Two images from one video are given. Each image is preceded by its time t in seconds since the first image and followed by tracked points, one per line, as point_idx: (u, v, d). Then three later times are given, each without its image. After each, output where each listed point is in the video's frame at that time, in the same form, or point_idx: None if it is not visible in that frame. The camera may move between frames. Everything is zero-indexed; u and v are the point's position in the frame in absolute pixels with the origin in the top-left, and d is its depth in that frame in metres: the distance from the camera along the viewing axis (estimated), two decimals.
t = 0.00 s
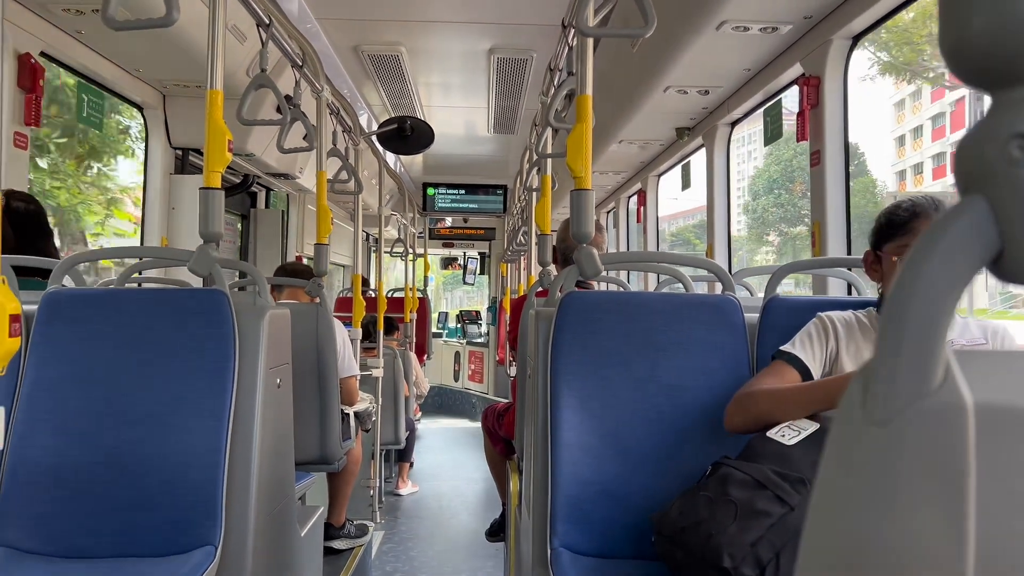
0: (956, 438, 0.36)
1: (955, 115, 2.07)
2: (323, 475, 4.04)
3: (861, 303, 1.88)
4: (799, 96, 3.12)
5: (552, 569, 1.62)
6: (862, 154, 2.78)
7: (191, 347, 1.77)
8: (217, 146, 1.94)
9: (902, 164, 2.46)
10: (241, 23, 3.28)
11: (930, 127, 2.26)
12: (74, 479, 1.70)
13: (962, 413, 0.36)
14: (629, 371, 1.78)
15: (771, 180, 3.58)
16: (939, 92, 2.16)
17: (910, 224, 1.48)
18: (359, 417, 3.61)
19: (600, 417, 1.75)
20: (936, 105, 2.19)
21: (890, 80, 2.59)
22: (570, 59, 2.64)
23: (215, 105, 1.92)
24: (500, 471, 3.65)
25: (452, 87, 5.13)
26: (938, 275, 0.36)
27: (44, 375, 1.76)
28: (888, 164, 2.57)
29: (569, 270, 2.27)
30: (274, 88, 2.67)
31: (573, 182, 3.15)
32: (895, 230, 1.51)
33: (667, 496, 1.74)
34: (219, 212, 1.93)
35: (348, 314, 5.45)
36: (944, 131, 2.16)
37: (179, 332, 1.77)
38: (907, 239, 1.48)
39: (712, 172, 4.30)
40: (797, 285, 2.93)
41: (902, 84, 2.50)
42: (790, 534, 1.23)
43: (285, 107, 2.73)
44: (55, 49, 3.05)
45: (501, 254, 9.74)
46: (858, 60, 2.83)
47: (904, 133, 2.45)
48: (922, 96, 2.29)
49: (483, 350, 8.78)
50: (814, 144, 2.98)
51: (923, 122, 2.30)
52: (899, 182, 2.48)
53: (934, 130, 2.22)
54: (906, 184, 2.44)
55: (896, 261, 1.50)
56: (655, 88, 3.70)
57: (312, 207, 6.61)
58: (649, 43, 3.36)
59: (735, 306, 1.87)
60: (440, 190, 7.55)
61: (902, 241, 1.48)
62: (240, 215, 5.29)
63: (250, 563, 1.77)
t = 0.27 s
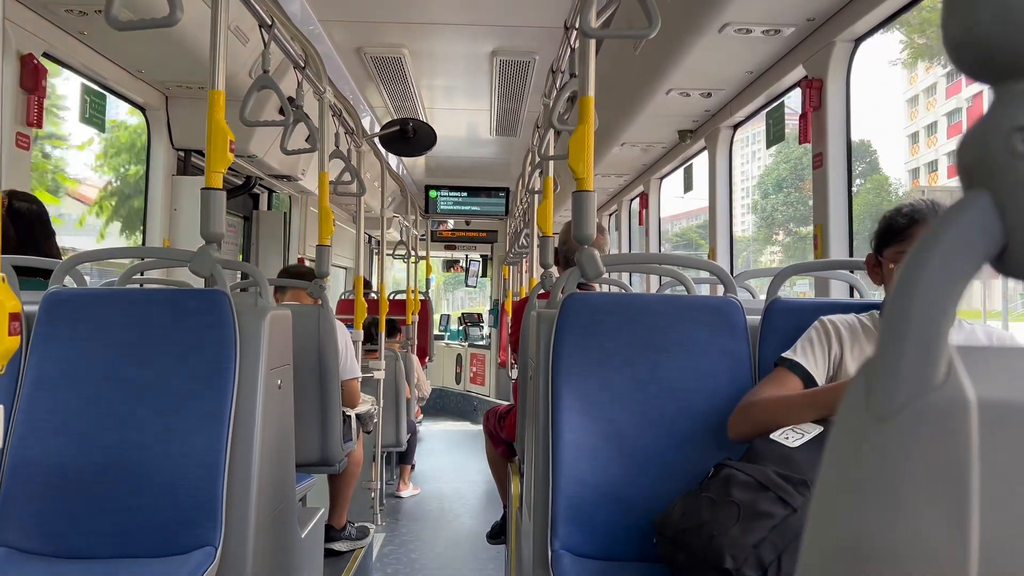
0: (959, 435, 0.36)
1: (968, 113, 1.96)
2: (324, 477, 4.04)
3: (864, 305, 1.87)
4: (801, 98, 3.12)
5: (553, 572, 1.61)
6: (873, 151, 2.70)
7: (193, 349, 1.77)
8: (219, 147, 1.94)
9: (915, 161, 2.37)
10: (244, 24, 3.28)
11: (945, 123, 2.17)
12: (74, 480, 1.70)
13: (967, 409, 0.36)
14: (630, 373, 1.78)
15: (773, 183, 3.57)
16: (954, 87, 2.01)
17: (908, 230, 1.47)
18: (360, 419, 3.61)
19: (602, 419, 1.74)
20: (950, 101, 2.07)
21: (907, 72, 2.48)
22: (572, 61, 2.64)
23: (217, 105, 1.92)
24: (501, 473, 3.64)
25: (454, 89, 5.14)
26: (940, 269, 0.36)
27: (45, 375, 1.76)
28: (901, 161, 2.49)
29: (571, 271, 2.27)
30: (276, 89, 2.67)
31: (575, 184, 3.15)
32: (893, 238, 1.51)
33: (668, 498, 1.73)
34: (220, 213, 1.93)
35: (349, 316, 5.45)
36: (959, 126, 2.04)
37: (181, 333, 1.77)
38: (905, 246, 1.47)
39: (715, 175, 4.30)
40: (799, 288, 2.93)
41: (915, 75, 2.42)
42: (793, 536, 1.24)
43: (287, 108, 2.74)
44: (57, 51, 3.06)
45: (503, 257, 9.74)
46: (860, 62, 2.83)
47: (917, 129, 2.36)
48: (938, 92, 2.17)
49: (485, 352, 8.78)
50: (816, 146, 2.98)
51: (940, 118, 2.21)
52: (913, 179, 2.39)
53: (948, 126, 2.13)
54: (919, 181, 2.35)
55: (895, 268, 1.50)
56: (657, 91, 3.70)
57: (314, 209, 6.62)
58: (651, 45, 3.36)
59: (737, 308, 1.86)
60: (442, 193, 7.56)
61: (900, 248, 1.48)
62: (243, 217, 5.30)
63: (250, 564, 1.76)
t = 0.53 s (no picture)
0: (956, 441, 0.36)
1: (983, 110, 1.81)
2: (322, 479, 4.03)
3: (863, 309, 1.87)
4: (801, 101, 3.12)
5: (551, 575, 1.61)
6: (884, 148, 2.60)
7: (191, 351, 1.76)
8: (218, 148, 1.94)
9: (927, 158, 2.24)
10: (243, 26, 3.29)
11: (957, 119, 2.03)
12: (72, 482, 1.70)
13: (962, 414, 0.36)
14: (628, 376, 1.77)
15: (772, 185, 3.57)
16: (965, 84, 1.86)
17: (903, 234, 1.48)
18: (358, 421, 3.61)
19: (600, 422, 1.74)
20: (961, 98, 1.93)
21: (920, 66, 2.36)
22: (572, 63, 2.64)
23: (215, 107, 1.92)
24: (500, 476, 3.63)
25: (454, 91, 5.14)
26: (937, 273, 0.35)
27: (42, 377, 1.75)
28: (912, 158, 2.35)
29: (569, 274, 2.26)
30: (275, 91, 2.67)
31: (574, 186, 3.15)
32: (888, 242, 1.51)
33: (666, 502, 1.73)
34: (218, 214, 1.93)
35: (349, 318, 5.45)
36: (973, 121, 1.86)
37: (178, 334, 1.77)
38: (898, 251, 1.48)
39: (714, 178, 4.30)
40: (798, 291, 2.92)
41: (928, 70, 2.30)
42: (791, 540, 1.24)
43: (287, 110, 2.74)
44: (57, 52, 3.06)
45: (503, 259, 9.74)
46: (859, 65, 2.83)
47: (930, 125, 2.24)
48: (948, 88, 2.04)
49: (484, 354, 8.77)
50: (816, 149, 2.98)
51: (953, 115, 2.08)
52: (924, 178, 2.25)
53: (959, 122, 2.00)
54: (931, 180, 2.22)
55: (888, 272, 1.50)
56: (657, 93, 3.70)
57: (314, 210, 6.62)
58: (651, 48, 3.36)
59: (735, 311, 1.86)
60: (442, 194, 7.56)
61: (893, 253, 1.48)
62: (242, 219, 5.30)
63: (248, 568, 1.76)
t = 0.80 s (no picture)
0: (957, 447, 0.36)
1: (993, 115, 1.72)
2: (321, 478, 4.03)
3: (862, 310, 1.88)
4: (800, 101, 3.13)
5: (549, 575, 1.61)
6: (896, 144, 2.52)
7: (190, 350, 1.76)
8: (217, 148, 1.94)
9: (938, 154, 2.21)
10: (243, 25, 3.28)
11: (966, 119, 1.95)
12: (70, 482, 1.69)
13: (962, 420, 0.36)
14: (627, 377, 1.78)
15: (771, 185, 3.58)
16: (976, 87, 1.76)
17: (897, 239, 1.48)
18: (357, 420, 3.61)
19: (599, 422, 1.74)
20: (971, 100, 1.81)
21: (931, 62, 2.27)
22: (572, 63, 2.64)
23: (215, 107, 1.92)
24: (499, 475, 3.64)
25: (453, 90, 5.14)
26: (937, 280, 0.35)
27: (41, 376, 1.75)
28: (923, 153, 2.32)
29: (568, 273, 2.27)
30: (275, 90, 2.66)
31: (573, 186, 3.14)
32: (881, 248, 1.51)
33: (665, 502, 1.73)
34: (217, 214, 1.93)
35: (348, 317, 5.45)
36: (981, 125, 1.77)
37: (176, 334, 1.77)
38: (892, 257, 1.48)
39: (713, 177, 4.30)
40: (797, 290, 2.93)
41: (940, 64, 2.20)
42: (790, 540, 1.23)
43: (286, 109, 2.73)
44: (56, 51, 3.05)
45: (501, 258, 9.74)
46: (858, 66, 2.83)
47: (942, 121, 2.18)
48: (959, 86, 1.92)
49: (483, 354, 8.77)
50: (815, 149, 2.98)
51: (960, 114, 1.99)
52: (937, 174, 2.22)
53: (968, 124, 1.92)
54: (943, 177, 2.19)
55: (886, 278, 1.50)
56: (656, 93, 3.70)
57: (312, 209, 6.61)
58: (650, 48, 3.35)
59: (734, 311, 1.86)
60: (441, 194, 7.56)
61: (887, 259, 1.49)
62: (241, 217, 5.30)
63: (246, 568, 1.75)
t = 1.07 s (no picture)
0: (947, 458, 0.37)
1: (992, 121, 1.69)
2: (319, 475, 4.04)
3: (859, 310, 1.89)
4: (798, 101, 3.14)
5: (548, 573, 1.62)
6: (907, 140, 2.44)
7: (190, 349, 1.77)
8: (217, 147, 1.94)
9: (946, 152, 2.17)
10: (242, 22, 3.28)
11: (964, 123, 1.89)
12: (72, 480, 1.70)
13: (953, 432, 0.37)
14: (625, 377, 1.79)
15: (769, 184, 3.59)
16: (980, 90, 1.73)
17: (889, 238, 1.49)
18: (356, 418, 3.62)
19: (597, 421, 1.75)
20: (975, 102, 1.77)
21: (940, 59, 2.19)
22: (571, 63, 2.64)
23: (215, 106, 1.92)
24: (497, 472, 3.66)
25: (452, 88, 5.13)
26: (931, 296, 0.36)
27: (43, 375, 1.76)
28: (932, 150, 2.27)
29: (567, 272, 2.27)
30: (274, 88, 2.66)
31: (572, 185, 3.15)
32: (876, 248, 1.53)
33: (662, 500, 1.74)
34: (217, 213, 1.93)
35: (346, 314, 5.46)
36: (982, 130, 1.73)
37: (177, 333, 1.78)
38: (884, 256, 1.49)
39: (711, 176, 4.31)
40: (794, 289, 2.94)
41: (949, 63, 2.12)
42: (787, 539, 1.25)
43: (285, 107, 2.73)
44: (56, 48, 3.05)
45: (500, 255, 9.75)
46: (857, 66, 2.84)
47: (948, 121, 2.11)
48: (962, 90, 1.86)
49: (481, 351, 8.79)
50: (813, 149, 2.99)
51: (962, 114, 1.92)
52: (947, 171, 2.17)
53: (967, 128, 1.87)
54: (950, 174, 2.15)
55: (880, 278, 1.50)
56: (655, 92, 3.71)
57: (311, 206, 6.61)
58: (650, 47, 3.36)
59: (732, 311, 1.87)
60: (440, 191, 7.56)
61: (880, 259, 1.50)
62: (239, 214, 5.30)
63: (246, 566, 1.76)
